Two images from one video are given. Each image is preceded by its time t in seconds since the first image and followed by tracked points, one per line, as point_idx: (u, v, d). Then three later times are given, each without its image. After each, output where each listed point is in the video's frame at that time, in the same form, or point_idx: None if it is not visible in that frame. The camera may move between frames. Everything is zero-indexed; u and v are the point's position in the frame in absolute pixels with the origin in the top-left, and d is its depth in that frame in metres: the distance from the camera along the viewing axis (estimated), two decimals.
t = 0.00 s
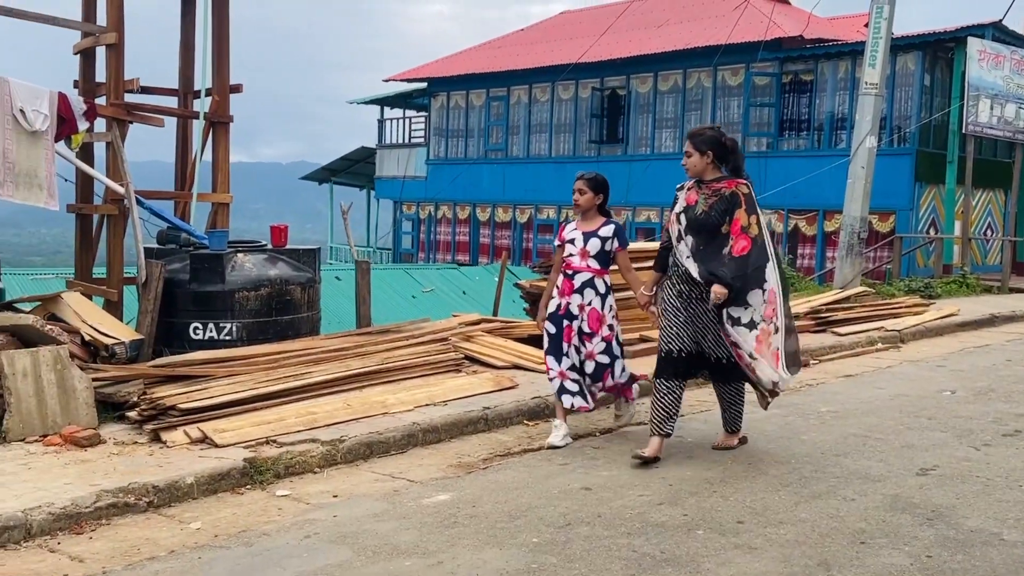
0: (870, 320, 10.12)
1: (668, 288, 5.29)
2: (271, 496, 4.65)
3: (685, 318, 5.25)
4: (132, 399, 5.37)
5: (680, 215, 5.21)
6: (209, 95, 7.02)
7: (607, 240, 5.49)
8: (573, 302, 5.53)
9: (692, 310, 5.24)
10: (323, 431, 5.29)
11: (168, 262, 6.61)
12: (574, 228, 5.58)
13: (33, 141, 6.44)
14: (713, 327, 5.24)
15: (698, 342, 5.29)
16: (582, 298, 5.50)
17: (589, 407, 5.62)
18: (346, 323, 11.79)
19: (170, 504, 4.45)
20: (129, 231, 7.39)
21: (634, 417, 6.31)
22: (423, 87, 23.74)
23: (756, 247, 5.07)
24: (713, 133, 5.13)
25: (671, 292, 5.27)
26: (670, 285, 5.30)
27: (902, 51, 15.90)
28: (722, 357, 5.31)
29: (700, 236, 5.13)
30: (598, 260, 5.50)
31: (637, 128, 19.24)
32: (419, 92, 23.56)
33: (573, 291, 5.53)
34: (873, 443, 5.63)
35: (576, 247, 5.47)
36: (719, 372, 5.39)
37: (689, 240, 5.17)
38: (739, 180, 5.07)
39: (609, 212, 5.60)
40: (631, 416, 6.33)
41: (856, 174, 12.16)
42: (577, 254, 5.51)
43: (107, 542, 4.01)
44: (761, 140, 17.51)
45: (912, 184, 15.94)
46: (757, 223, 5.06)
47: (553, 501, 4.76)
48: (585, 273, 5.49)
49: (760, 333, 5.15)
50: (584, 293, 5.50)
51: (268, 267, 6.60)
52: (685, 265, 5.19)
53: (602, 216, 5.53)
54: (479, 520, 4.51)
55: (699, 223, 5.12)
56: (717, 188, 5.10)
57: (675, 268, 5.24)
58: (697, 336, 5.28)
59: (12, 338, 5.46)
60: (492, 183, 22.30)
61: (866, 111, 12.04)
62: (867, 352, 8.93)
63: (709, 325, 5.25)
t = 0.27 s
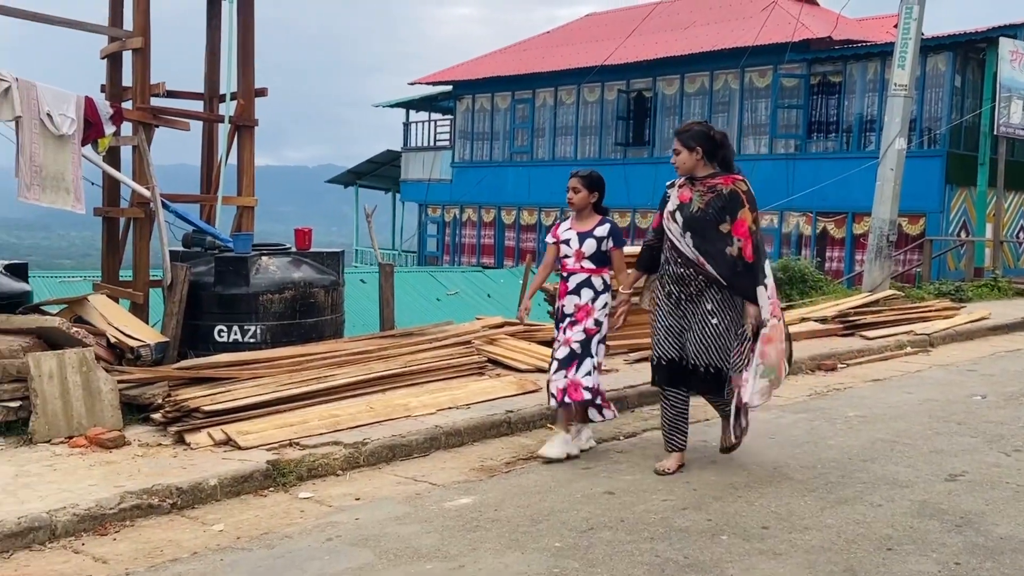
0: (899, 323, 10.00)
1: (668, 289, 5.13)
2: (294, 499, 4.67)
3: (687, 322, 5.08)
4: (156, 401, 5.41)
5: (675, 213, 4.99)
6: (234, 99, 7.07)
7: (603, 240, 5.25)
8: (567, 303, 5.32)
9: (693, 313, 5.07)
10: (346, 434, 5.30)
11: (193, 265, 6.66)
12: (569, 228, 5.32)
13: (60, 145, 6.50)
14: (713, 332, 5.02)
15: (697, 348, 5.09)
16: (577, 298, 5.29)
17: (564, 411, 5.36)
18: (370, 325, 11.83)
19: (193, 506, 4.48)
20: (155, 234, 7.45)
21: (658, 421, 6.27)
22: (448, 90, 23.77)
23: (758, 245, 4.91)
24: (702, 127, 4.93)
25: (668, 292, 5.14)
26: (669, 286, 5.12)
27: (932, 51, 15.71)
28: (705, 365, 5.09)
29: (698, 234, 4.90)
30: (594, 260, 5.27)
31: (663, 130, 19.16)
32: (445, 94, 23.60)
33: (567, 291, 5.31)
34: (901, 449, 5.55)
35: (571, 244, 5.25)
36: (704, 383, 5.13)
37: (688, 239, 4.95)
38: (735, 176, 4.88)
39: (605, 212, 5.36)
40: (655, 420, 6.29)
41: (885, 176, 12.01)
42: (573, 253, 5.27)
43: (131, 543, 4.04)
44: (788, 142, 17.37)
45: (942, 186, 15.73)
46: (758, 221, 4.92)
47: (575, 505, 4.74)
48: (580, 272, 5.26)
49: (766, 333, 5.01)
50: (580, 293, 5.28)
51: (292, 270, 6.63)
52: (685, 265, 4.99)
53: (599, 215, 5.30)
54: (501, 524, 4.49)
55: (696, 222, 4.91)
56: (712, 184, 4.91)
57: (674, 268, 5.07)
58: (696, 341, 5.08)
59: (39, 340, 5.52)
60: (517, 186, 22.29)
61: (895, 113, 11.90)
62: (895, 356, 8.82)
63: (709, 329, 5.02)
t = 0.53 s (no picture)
0: (928, 325, 9.90)
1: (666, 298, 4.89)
2: (316, 500, 4.68)
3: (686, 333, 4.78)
4: (181, 402, 5.46)
5: (676, 222, 4.74)
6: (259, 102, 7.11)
7: (588, 250, 5.16)
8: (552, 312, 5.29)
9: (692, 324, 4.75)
10: (368, 435, 5.31)
11: (218, 267, 6.71)
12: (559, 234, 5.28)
13: (86, 148, 6.57)
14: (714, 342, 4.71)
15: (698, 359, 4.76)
16: (558, 307, 5.23)
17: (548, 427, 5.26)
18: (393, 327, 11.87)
19: (216, 507, 4.50)
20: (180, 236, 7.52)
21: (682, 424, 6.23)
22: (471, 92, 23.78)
23: (765, 253, 4.71)
24: (705, 129, 4.69)
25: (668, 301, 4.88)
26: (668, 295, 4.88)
27: (962, 51, 15.54)
28: (682, 362, 4.74)
29: (700, 242, 4.67)
30: (578, 269, 5.18)
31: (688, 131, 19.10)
32: (469, 96, 23.63)
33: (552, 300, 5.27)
34: (928, 453, 5.47)
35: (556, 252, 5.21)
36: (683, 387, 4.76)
37: (689, 246, 4.70)
38: (739, 182, 4.65)
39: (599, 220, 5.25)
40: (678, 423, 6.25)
41: (913, 177, 11.87)
42: (557, 260, 5.22)
43: (154, 544, 4.07)
44: (815, 143, 17.23)
45: (972, 187, 15.53)
46: (766, 229, 4.72)
47: (598, 508, 4.71)
48: (562, 281, 5.21)
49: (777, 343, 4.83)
50: (561, 303, 5.23)
51: (316, 272, 6.67)
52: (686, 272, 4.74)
53: (589, 222, 5.20)
54: (523, 526, 4.47)
55: (698, 229, 4.66)
56: (714, 190, 4.67)
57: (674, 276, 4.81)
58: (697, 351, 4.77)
59: (65, 341, 5.58)
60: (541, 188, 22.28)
61: (923, 113, 11.76)
62: (923, 359, 8.72)
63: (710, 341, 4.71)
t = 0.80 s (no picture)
0: (958, 326, 9.80)
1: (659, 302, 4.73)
2: (339, 500, 4.69)
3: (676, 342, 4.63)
4: (205, 402, 5.50)
5: (669, 221, 4.58)
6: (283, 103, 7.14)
7: (579, 246, 5.00)
8: (547, 311, 5.12)
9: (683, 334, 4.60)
10: (391, 435, 5.32)
11: (242, 267, 6.74)
12: (551, 230, 5.15)
13: (112, 150, 6.64)
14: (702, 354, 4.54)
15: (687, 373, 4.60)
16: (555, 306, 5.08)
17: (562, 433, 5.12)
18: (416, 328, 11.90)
19: (240, 506, 4.52)
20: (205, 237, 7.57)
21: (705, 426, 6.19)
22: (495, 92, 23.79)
23: (757, 264, 4.47)
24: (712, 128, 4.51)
25: (661, 307, 4.72)
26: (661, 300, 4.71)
27: (991, 49, 15.36)
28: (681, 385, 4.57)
29: (693, 247, 4.49)
30: (572, 266, 5.06)
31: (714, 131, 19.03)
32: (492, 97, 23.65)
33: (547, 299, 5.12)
34: (957, 456, 5.40)
35: (549, 249, 5.08)
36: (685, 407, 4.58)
37: (681, 250, 4.53)
38: (738, 186, 4.45)
39: (592, 214, 5.11)
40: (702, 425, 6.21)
41: (942, 177, 11.72)
42: (550, 257, 5.09)
43: (178, 542, 4.09)
44: (842, 143, 17.11)
45: (1002, 187, 15.32)
46: (760, 240, 4.48)
47: (621, 509, 4.68)
48: (558, 278, 5.07)
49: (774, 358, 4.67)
50: (557, 301, 5.08)
51: (339, 272, 6.69)
52: (677, 277, 4.58)
53: (580, 217, 5.06)
54: (546, 527, 4.46)
55: (691, 233, 4.49)
56: (711, 193, 4.48)
57: (667, 281, 4.64)
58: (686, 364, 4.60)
59: (91, 341, 5.63)
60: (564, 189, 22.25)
61: (953, 111, 11.62)
62: (952, 361, 8.61)
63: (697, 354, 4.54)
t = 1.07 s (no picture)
0: (989, 326, 9.69)
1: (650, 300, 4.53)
2: (363, 499, 4.69)
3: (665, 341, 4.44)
4: (231, 401, 5.55)
5: (662, 216, 4.40)
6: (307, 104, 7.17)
7: (571, 252, 4.79)
8: (538, 326, 4.85)
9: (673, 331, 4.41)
10: (414, 435, 5.32)
11: (266, 267, 6.77)
12: (538, 238, 4.92)
13: (138, 151, 6.71)
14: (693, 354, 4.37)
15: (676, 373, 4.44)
16: (549, 320, 4.82)
17: (574, 444, 4.95)
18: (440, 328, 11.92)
19: (264, 505, 4.54)
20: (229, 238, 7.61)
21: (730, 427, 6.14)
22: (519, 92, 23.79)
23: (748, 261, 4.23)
24: (715, 120, 4.36)
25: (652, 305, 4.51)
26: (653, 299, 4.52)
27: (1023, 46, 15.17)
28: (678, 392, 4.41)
29: (683, 241, 4.32)
30: (564, 275, 4.82)
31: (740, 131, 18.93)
32: (516, 97, 23.64)
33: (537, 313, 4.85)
34: (987, 458, 5.32)
35: (539, 261, 4.84)
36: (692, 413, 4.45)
37: (671, 245, 4.37)
38: (733, 179, 4.26)
39: (579, 219, 4.91)
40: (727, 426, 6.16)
41: (973, 175, 11.58)
42: (539, 268, 4.85)
43: (204, 541, 4.11)
44: (870, 142, 16.97)
45: None
46: (752, 234, 4.24)
47: (645, 511, 4.65)
48: (549, 290, 4.82)
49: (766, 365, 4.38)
50: (550, 315, 4.82)
51: (363, 273, 6.72)
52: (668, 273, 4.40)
53: (567, 223, 4.85)
54: (569, 528, 4.43)
55: (682, 226, 4.32)
56: (707, 186, 4.30)
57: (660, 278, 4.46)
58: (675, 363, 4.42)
59: (117, 340, 5.68)
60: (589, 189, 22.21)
61: (983, 109, 11.48)
62: (982, 362, 8.49)
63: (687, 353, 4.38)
